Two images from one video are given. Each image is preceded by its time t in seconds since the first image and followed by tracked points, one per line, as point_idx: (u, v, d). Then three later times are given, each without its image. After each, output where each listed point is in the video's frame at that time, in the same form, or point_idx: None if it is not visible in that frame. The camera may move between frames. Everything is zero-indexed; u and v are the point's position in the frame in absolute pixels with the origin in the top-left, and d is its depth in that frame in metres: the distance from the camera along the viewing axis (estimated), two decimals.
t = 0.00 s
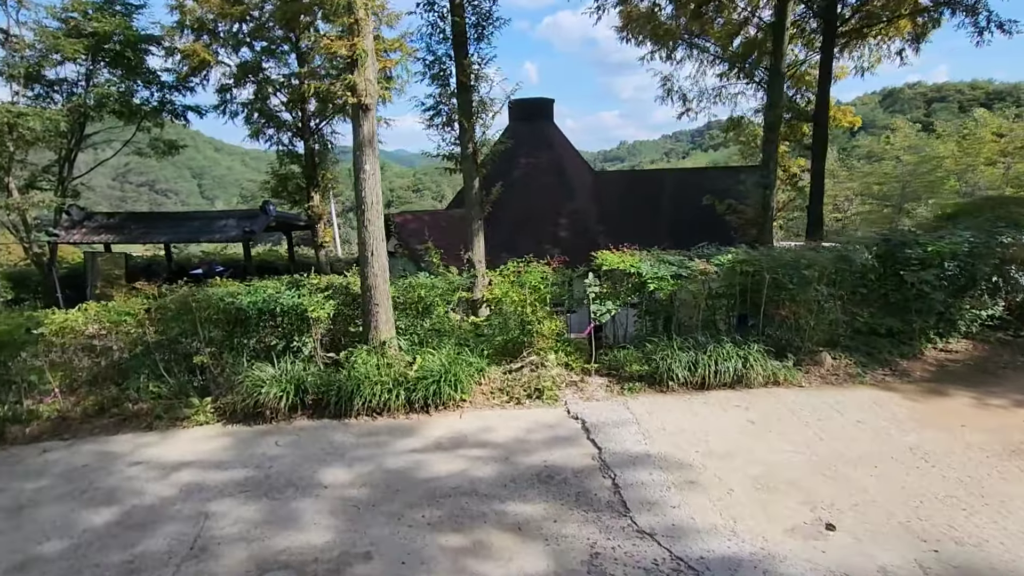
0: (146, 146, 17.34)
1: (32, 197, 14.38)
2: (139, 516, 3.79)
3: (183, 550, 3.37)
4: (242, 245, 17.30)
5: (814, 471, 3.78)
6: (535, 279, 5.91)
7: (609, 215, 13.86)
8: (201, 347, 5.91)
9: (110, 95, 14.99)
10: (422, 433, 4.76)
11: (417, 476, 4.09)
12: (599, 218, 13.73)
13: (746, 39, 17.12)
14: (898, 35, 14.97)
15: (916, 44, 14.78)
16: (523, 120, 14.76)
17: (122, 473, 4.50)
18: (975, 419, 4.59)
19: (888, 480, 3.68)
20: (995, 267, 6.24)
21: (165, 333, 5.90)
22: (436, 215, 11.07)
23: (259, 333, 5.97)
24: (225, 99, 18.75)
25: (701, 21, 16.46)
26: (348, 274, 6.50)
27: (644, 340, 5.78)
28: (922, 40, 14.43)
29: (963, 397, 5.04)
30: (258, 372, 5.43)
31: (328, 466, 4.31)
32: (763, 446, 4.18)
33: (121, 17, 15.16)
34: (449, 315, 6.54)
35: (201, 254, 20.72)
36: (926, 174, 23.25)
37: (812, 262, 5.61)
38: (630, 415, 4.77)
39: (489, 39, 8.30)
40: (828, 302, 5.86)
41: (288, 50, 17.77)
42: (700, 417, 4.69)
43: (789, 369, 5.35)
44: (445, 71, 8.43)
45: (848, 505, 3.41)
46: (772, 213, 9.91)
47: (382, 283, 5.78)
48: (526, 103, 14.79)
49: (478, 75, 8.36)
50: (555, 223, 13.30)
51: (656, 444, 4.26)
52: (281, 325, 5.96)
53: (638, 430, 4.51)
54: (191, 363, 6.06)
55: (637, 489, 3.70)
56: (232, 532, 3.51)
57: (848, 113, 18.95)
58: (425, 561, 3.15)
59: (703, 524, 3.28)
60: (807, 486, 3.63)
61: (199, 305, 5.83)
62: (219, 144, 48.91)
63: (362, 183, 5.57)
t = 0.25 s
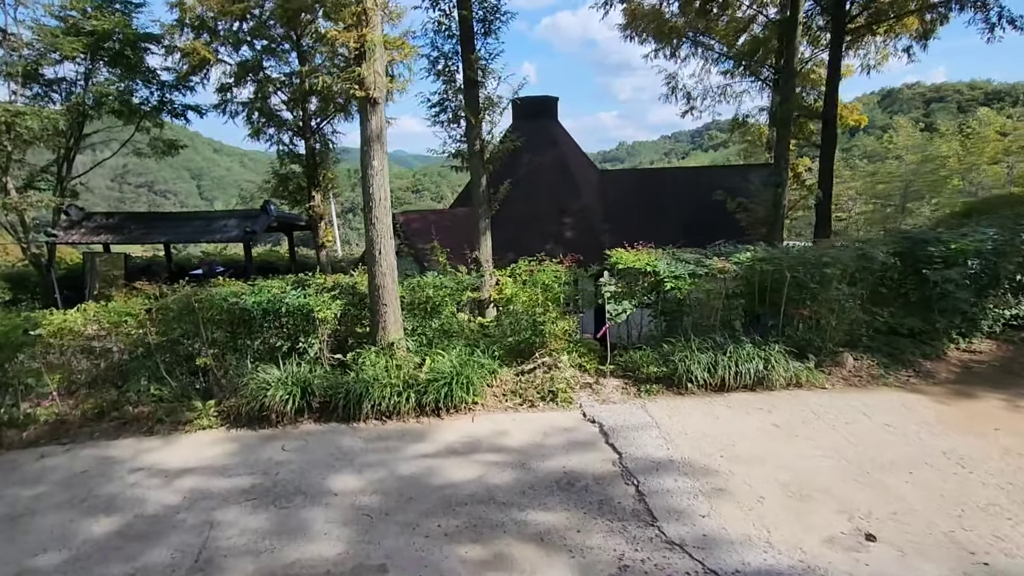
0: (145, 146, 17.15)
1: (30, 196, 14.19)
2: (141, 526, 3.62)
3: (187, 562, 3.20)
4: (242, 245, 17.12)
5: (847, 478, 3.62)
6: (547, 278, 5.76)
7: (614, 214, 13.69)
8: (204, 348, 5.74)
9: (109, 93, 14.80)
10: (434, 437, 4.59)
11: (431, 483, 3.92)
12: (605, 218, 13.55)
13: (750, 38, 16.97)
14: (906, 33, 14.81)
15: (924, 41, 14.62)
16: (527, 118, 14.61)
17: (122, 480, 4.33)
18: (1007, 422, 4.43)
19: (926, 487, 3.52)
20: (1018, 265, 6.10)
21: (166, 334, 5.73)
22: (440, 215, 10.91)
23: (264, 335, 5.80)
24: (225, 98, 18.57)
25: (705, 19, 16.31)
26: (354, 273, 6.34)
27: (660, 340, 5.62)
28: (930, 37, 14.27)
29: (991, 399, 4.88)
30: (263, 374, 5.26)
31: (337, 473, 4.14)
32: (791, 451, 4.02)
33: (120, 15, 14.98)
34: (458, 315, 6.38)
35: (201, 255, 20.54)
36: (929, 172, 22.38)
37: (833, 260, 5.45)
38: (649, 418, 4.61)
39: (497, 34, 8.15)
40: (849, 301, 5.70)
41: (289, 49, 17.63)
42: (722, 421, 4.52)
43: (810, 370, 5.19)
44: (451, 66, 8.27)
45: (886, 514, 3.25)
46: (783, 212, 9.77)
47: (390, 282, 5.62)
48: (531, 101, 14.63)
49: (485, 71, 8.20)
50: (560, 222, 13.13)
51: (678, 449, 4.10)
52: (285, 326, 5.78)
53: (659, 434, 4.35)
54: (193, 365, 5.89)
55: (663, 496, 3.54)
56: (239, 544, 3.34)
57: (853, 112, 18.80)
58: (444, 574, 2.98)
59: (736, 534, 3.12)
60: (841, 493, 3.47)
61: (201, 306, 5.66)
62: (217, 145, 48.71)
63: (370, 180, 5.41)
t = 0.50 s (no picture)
0: (147, 145, 17.00)
1: (32, 196, 14.04)
2: (147, 539, 3.45)
3: None
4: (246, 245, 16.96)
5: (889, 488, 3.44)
6: (563, 278, 5.58)
7: (623, 212, 13.50)
8: (210, 351, 5.57)
9: (111, 92, 14.65)
10: (450, 444, 4.42)
11: (449, 493, 3.74)
12: (613, 216, 13.37)
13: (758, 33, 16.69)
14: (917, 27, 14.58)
15: (937, 36, 14.37)
16: (534, 115, 14.40)
17: (127, 489, 4.16)
18: None
19: (972, 497, 3.34)
20: None
21: (171, 336, 5.56)
22: (447, 215, 10.75)
23: (271, 337, 5.62)
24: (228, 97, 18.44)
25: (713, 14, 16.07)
26: (363, 273, 6.17)
27: (680, 342, 5.44)
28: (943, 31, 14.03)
29: None
30: (271, 378, 5.09)
31: (351, 481, 3.97)
32: (826, 458, 3.84)
33: (121, 12, 14.81)
34: (471, 316, 6.21)
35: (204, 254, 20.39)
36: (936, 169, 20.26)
37: (859, 258, 5.27)
38: (673, 423, 4.44)
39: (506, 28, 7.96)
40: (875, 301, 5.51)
41: (291, 46, 17.46)
42: (750, 426, 4.34)
43: (838, 372, 5.00)
44: (460, 61, 8.08)
45: (936, 528, 3.07)
46: (797, 209, 9.55)
47: (401, 282, 5.44)
48: (538, 97, 14.41)
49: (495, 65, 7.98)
50: (567, 221, 12.96)
51: (707, 456, 3.92)
52: (293, 328, 5.61)
53: (685, 440, 4.17)
54: (199, 367, 5.71)
55: (696, 507, 3.36)
56: (251, 558, 3.17)
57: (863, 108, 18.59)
58: None
59: (777, 549, 2.94)
60: (885, 505, 3.28)
61: (207, 307, 5.49)
62: (219, 144, 48.56)
63: (381, 176, 5.23)
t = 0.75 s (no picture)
0: (151, 144, 16.91)
1: (36, 195, 13.95)
2: (157, 548, 3.33)
3: None
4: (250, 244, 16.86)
5: (925, 496, 3.31)
6: (578, 276, 5.46)
7: (631, 210, 13.35)
8: (218, 352, 5.46)
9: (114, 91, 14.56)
10: (466, 448, 4.30)
11: (468, 499, 3.63)
12: (621, 214, 13.22)
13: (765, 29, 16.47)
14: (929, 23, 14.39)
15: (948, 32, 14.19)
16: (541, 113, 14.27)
17: (135, 494, 4.05)
18: None
19: (1014, 505, 3.21)
20: None
21: (179, 337, 5.46)
22: (452, 214, 10.62)
23: (280, 338, 5.51)
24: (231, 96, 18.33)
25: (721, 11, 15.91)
26: (374, 272, 6.06)
27: (698, 343, 5.31)
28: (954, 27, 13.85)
29: None
30: (281, 380, 4.98)
31: (366, 487, 3.85)
32: (857, 464, 3.71)
33: (125, 10, 14.72)
34: (483, 316, 6.09)
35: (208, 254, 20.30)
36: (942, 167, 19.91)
37: (883, 256, 5.13)
38: (695, 426, 4.31)
39: (516, 23, 7.84)
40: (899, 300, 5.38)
41: (295, 44, 17.34)
42: (775, 429, 4.22)
43: (863, 374, 4.87)
44: (470, 57, 7.95)
45: (979, 538, 2.94)
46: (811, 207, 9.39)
47: (413, 282, 5.33)
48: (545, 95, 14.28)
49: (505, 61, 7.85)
50: (575, 220, 12.83)
51: (733, 461, 3.80)
52: (303, 328, 5.49)
53: (709, 444, 4.05)
54: (206, 369, 5.60)
55: (726, 516, 3.23)
56: (265, 568, 3.06)
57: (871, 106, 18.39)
58: None
59: (815, 560, 2.81)
60: (924, 513, 3.15)
61: (216, 307, 5.38)
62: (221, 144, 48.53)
63: (393, 173, 5.11)
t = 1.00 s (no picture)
0: (156, 142, 16.80)
1: (41, 194, 13.85)
2: (170, 557, 3.19)
3: None
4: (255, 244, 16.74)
5: (977, 504, 3.15)
6: (599, 274, 5.30)
7: (641, 208, 13.18)
8: (228, 352, 5.33)
9: (119, 89, 14.45)
10: (487, 453, 4.15)
11: (493, 506, 3.48)
12: (631, 213, 13.06)
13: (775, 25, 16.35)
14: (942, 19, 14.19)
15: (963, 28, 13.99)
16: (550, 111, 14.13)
17: (146, 499, 3.91)
18: None
19: None
20: None
21: (188, 337, 5.31)
22: (461, 211, 10.49)
23: (292, 337, 5.37)
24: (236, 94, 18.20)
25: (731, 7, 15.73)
26: (387, 270, 5.92)
27: (724, 343, 5.16)
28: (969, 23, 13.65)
29: None
30: (294, 380, 4.83)
31: (386, 493, 3.70)
32: (899, 469, 3.55)
33: (130, 8, 14.60)
34: (499, 315, 5.95)
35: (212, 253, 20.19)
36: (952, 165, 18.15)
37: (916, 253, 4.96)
38: (725, 430, 4.16)
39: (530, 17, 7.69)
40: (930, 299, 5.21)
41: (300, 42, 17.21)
42: (809, 432, 4.06)
43: (896, 375, 4.70)
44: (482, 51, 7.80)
45: None
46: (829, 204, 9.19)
47: (430, 280, 5.18)
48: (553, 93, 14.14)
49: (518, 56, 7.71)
50: (585, 219, 12.68)
51: (769, 466, 3.64)
52: (316, 328, 5.36)
53: (742, 448, 3.90)
54: (216, 370, 5.46)
55: (768, 524, 3.07)
56: None
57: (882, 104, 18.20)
58: None
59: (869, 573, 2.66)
60: (978, 523, 2.99)
61: (227, 306, 5.24)
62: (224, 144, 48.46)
63: (409, 168, 4.97)
